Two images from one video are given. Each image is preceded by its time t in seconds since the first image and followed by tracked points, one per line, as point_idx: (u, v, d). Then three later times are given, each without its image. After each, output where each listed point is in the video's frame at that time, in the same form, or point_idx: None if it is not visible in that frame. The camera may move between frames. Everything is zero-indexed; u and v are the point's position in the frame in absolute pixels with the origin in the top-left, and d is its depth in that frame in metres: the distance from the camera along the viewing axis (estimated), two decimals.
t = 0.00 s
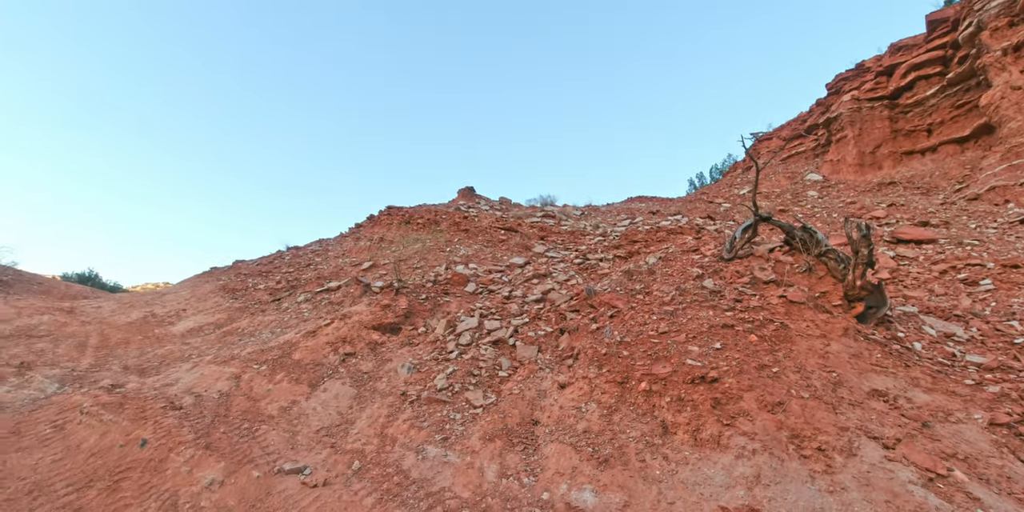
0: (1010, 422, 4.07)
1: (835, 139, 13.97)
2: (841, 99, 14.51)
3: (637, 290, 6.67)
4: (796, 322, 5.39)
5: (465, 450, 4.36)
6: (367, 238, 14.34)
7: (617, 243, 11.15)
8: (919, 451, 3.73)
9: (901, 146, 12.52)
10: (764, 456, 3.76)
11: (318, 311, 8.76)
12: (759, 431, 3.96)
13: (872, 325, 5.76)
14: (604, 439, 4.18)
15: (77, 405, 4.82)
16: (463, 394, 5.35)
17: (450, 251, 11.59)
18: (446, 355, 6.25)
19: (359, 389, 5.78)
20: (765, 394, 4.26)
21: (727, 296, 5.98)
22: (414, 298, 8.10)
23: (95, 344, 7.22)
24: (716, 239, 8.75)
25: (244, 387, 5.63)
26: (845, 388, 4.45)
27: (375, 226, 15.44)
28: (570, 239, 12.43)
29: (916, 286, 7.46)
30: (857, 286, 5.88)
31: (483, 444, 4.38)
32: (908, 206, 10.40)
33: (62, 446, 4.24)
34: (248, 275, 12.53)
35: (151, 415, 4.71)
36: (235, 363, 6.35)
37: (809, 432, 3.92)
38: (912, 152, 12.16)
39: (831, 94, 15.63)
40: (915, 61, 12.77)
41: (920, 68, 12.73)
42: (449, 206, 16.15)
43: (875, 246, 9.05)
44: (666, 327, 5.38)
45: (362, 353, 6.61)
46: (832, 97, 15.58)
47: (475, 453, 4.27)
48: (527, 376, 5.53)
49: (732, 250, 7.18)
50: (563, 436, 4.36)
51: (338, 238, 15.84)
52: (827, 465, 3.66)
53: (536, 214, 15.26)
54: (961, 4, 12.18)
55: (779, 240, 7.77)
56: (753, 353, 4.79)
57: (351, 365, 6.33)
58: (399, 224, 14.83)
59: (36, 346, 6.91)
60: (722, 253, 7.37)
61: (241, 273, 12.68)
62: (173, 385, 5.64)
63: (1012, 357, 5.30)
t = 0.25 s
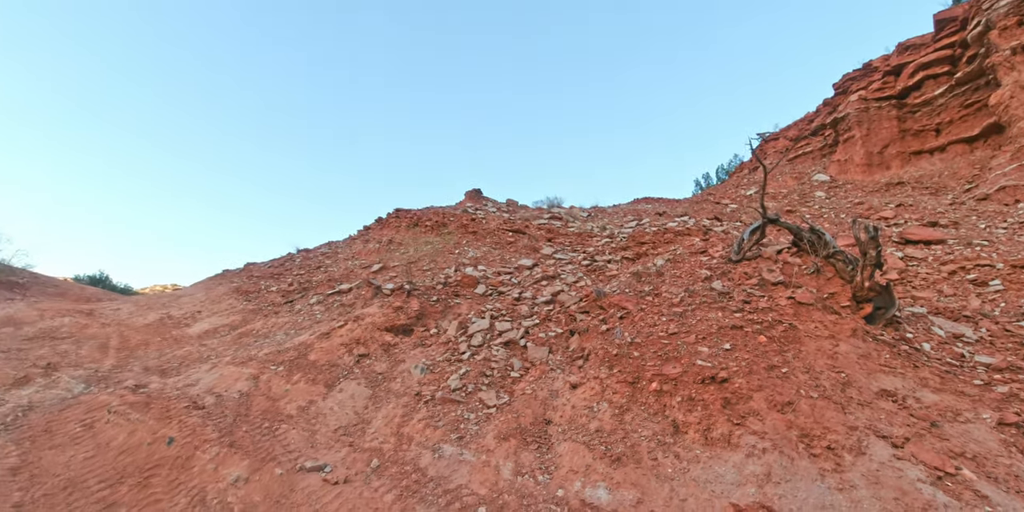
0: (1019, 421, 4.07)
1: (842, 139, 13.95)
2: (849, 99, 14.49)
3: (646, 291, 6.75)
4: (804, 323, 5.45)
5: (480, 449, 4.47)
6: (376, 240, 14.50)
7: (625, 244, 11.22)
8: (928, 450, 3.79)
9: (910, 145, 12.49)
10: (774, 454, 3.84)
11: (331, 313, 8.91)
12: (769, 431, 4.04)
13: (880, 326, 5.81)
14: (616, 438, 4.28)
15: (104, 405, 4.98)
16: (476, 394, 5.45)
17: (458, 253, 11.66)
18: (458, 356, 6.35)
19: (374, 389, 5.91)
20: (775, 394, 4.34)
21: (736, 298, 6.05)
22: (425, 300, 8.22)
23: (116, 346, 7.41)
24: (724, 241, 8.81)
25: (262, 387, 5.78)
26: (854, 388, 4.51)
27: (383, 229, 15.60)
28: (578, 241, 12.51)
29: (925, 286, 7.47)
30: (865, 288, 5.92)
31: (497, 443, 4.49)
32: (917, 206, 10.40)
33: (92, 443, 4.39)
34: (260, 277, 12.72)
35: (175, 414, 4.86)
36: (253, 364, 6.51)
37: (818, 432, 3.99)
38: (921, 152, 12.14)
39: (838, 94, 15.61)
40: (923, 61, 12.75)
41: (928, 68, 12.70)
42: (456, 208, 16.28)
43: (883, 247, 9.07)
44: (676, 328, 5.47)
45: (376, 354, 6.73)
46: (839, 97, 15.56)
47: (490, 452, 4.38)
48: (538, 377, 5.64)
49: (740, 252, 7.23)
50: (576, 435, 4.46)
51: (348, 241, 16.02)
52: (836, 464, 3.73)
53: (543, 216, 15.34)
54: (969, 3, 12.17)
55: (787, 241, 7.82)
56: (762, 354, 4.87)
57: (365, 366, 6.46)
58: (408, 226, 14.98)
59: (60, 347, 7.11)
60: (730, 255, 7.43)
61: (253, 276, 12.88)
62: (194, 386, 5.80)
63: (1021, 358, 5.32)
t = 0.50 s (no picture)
0: None
1: (850, 141, 13.95)
2: (857, 101, 14.48)
3: (655, 294, 6.84)
4: (813, 325, 5.53)
5: (494, 447, 4.59)
6: (385, 242, 14.65)
7: (632, 246, 11.30)
8: (935, 451, 3.85)
9: (918, 148, 12.48)
10: (782, 454, 3.93)
11: (343, 314, 9.06)
12: (778, 431, 4.13)
13: (888, 329, 5.86)
14: (628, 438, 4.39)
15: (129, 402, 5.14)
16: (489, 394, 5.56)
17: (467, 255, 11.78)
18: (470, 357, 6.46)
19: (388, 388, 6.04)
20: (784, 396, 4.43)
21: (744, 300, 6.13)
22: (436, 301, 8.34)
23: (135, 345, 7.60)
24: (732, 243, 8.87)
25: (280, 386, 5.93)
26: (862, 390, 4.58)
27: (392, 230, 15.76)
28: (585, 243, 12.59)
29: (933, 290, 7.49)
30: (873, 291, 5.97)
31: (511, 442, 4.61)
32: (925, 209, 10.40)
33: (120, 439, 4.55)
34: (271, 278, 12.92)
35: (198, 412, 5.01)
36: (269, 363, 6.66)
37: (826, 433, 4.08)
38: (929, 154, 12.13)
39: (845, 96, 15.59)
40: (932, 62, 12.72)
41: (938, 69, 12.67)
42: (464, 210, 16.40)
43: (891, 250, 9.09)
44: (685, 330, 5.56)
45: (389, 354, 6.86)
46: (847, 99, 15.55)
47: (504, 450, 4.50)
48: (550, 377, 5.74)
49: (748, 254, 7.31)
50: (588, 435, 4.57)
51: (356, 242, 16.20)
52: (844, 464, 3.81)
53: (550, 217, 15.43)
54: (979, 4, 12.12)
55: (794, 244, 7.88)
56: (771, 356, 4.95)
57: (379, 366, 6.59)
58: (416, 227, 15.13)
59: (82, 346, 7.31)
60: (738, 257, 7.50)
61: (265, 276, 13.08)
62: (214, 384, 5.96)
63: None
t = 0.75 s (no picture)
0: None
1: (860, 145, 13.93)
2: (868, 104, 14.45)
3: (665, 297, 6.92)
4: (823, 329, 5.58)
5: (510, 446, 4.70)
6: (395, 243, 14.81)
7: (641, 249, 11.36)
8: (946, 455, 3.90)
9: (930, 151, 12.44)
10: (794, 457, 4.01)
11: (356, 315, 9.20)
12: (789, 434, 4.21)
13: (899, 334, 5.89)
14: (641, 439, 4.49)
15: (155, 398, 5.31)
16: (502, 395, 5.66)
17: (477, 256, 11.90)
18: (483, 358, 6.57)
19: (404, 388, 6.16)
20: (795, 399, 4.51)
21: (755, 304, 6.20)
22: (448, 302, 8.46)
23: (155, 343, 7.79)
24: (741, 247, 8.92)
25: (298, 385, 6.08)
26: (872, 394, 4.64)
27: (402, 231, 15.91)
28: (594, 245, 12.67)
29: (944, 295, 7.50)
30: (884, 296, 6.01)
31: (526, 442, 4.71)
32: (936, 213, 10.38)
33: (148, 434, 4.71)
34: (284, 278, 13.10)
35: (221, 408, 5.17)
36: (287, 362, 6.81)
37: (837, 436, 4.14)
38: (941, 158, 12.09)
39: (856, 99, 15.55)
40: (945, 66, 12.68)
41: (950, 72, 12.62)
42: (473, 212, 16.52)
43: (902, 254, 9.09)
44: (696, 334, 5.64)
45: (403, 354, 6.98)
46: (857, 102, 15.51)
47: (520, 449, 4.61)
48: (562, 379, 5.84)
49: (758, 258, 7.36)
50: (601, 435, 4.67)
51: (367, 243, 16.38)
52: (854, 466, 3.88)
53: (559, 220, 15.51)
54: (992, 7, 12.07)
55: (805, 249, 7.92)
56: (782, 360, 5.02)
57: (393, 366, 6.72)
58: (426, 229, 15.27)
59: (105, 343, 7.52)
60: (748, 262, 7.56)
61: (277, 277, 13.27)
62: (234, 382, 6.12)
63: None
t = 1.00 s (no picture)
0: None
1: (867, 149, 13.93)
2: (875, 108, 14.45)
3: (672, 301, 6.98)
4: (830, 334, 5.63)
5: (519, 447, 4.78)
6: (402, 245, 14.92)
7: (647, 252, 11.42)
8: (951, 459, 3.94)
9: (937, 156, 12.43)
10: (800, 459, 4.07)
11: (364, 316, 9.31)
12: (795, 437, 4.27)
13: (905, 340, 5.92)
14: (648, 441, 4.56)
15: (171, 396, 5.42)
16: (511, 396, 5.74)
17: (484, 258, 12.00)
18: (491, 359, 6.65)
19: (413, 388, 6.26)
20: (801, 403, 4.56)
21: (761, 308, 6.26)
22: (456, 304, 8.55)
23: (169, 342, 7.93)
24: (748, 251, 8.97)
25: (310, 384, 6.18)
26: (878, 398, 4.68)
27: (409, 233, 16.03)
28: (600, 248, 12.73)
29: (951, 300, 7.52)
30: (890, 301, 6.04)
31: (535, 442, 4.80)
32: (943, 218, 10.38)
33: (166, 431, 4.82)
34: (292, 278, 13.25)
35: (236, 407, 5.27)
36: (298, 362, 6.92)
37: (844, 439, 4.20)
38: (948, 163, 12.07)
39: (863, 103, 15.55)
40: (952, 70, 12.67)
41: (958, 77, 12.62)
42: (479, 214, 16.63)
43: (909, 259, 9.11)
44: (703, 337, 5.71)
45: (412, 355, 7.07)
46: (864, 106, 15.50)
47: (529, 450, 4.69)
48: (570, 381, 5.91)
49: (765, 263, 7.41)
50: (610, 436, 4.74)
51: (373, 244, 16.51)
52: (861, 470, 3.93)
53: (565, 222, 15.58)
54: (1001, 12, 12.06)
55: (811, 253, 7.96)
56: (789, 364, 5.08)
57: (403, 366, 6.82)
58: (432, 230, 15.38)
59: (119, 342, 7.65)
60: (755, 266, 7.61)
61: (286, 277, 13.42)
62: (247, 381, 6.23)
63: None
